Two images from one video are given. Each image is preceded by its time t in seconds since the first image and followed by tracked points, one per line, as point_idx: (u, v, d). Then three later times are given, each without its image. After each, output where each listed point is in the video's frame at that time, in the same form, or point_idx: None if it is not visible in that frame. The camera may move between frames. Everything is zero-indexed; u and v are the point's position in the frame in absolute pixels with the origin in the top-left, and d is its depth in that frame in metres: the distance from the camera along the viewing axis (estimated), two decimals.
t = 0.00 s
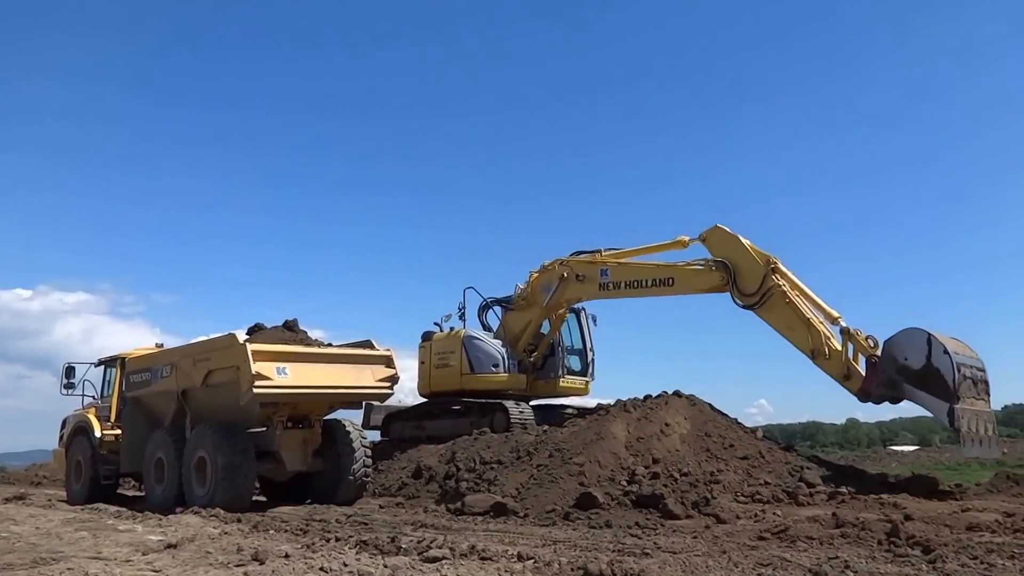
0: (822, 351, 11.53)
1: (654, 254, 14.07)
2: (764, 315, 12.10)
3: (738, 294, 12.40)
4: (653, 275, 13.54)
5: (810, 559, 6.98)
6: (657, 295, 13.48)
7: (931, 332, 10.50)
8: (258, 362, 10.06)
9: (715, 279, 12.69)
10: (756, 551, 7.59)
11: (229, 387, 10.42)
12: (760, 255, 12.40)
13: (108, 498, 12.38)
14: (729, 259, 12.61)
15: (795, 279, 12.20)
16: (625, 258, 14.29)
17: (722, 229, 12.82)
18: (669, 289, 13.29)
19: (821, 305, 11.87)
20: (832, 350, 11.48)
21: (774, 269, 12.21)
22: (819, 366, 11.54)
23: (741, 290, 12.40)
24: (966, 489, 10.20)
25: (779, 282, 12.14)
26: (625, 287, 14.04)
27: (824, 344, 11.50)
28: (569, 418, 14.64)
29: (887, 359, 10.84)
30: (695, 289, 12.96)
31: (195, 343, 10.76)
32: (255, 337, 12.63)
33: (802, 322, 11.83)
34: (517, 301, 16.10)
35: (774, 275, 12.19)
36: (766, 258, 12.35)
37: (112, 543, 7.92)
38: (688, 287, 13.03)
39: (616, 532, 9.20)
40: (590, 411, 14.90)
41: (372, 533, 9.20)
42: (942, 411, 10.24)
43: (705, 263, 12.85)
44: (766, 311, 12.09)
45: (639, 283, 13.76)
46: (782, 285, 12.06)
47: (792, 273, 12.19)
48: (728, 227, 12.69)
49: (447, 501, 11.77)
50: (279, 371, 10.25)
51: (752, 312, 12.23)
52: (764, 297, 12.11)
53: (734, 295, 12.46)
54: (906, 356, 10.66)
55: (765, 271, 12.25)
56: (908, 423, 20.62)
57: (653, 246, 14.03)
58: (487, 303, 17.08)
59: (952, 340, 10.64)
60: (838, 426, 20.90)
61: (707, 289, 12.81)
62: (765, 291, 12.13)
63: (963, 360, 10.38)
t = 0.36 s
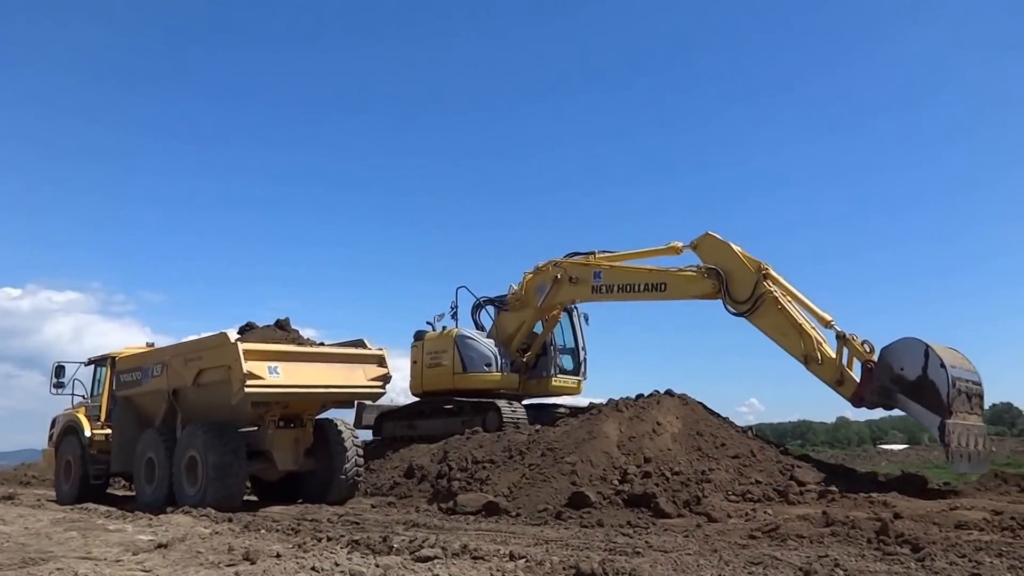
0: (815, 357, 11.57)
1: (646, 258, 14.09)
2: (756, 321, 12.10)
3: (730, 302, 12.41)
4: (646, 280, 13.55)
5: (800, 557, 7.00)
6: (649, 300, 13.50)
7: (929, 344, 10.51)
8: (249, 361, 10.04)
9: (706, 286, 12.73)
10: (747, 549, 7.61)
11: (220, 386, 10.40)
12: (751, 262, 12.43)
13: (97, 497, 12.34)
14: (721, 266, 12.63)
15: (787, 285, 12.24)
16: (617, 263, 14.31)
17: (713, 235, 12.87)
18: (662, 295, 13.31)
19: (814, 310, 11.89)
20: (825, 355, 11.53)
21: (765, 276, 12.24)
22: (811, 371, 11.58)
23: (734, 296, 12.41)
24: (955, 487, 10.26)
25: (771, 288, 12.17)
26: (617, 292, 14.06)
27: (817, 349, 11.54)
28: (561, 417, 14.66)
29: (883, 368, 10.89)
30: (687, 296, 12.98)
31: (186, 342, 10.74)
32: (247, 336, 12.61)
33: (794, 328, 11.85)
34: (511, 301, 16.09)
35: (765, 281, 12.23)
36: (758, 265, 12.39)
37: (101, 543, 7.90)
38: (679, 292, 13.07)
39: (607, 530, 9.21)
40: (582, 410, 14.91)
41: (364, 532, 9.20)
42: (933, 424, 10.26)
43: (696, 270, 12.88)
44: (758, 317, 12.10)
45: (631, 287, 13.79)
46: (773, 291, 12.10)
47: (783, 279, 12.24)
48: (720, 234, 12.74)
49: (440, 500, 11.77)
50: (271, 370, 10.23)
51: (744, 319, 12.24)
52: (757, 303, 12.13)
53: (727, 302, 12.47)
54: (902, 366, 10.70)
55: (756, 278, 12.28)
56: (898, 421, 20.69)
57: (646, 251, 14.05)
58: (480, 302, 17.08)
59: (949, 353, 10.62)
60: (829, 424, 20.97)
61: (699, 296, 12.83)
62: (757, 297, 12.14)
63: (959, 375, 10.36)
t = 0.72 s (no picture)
0: (810, 360, 11.61)
1: (645, 259, 14.07)
2: (752, 323, 12.11)
3: (727, 303, 12.40)
4: (643, 281, 13.55)
5: (795, 556, 6.99)
6: (646, 301, 13.50)
7: (927, 358, 10.45)
8: (246, 360, 10.02)
9: (703, 287, 12.70)
10: (743, 548, 7.60)
11: (216, 386, 10.38)
12: (748, 263, 12.43)
13: (92, 497, 12.32)
14: (718, 267, 12.62)
15: (784, 287, 12.25)
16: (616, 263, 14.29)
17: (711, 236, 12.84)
18: (659, 295, 13.31)
19: (810, 312, 11.90)
20: (820, 359, 11.58)
21: (762, 278, 12.24)
22: (806, 374, 11.63)
23: (729, 298, 12.41)
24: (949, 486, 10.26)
25: (767, 290, 12.18)
26: (615, 293, 14.05)
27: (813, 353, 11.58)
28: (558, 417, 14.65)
29: (878, 378, 10.83)
30: (683, 297, 12.97)
31: (181, 341, 10.72)
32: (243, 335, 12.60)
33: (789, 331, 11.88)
34: (509, 301, 16.08)
35: (762, 283, 12.23)
36: (755, 266, 12.39)
37: (96, 543, 7.88)
38: (676, 293, 13.05)
39: (604, 529, 9.20)
40: (579, 409, 14.91)
41: (360, 532, 9.19)
42: (922, 439, 10.26)
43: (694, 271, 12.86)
44: (754, 319, 12.11)
45: (629, 288, 13.77)
46: (770, 293, 12.10)
47: (780, 281, 12.24)
48: (718, 236, 12.71)
49: (436, 499, 11.76)
50: (268, 370, 10.21)
51: (740, 321, 12.25)
52: (753, 305, 12.12)
53: (723, 304, 12.45)
54: (897, 378, 10.65)
55: (754, 279, 12.26)
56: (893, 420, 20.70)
57: (644, 252, 14.04)
58: (477, 301, 17.08)
59: (945, 368, 10.58)
60: (825, 423, 20.98)
61: (695, 297, 12.82)
62: (754, 299, 12.13)
63: (953, 392, 10.33)
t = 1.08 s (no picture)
0: (808, 361, 11.57)
1: (646, 259, 14.04)
2: (752, 323, 12.08)
3: (727, 303, 12.37)
4: (644, 280, 13.52)
5: (795, 554, 6.96)
6: (647, 301, 13.48)
7: (924, 365, 10.41)
8: (246, 360, 10.00)
9: (705, 286, 12.67)
10: (743, 546, 7.57)
11: (215, 385, 10.37)
12: (750, 263, 12.38)
13: (90, 497, 12.31)
14: (720, 267, 12.58)
15: (784, 287, 12.20)
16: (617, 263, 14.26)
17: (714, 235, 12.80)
18: (660, 295, 13.28)
19: (810, 313, 11.85)
20: (818, 360, 11.54)
21: (763, 278, 12.19)
22: (804, 375, 11.60)
23: (730, 298, 12.37)
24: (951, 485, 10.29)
25: (768, 290, 12.13)
26: (617, 293, 14.02)
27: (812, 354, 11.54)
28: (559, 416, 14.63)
29: (875, 383, 10.78)
30: (684, 296, 12.94)
31: (180, 341, 10.71)
32: (243, 335, 12.59)
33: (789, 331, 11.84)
34: (511, 301, 16.05)
35: (763, 283, 12.19)
36: (756, 266, 12.34)
37: (95, 544, 7.87)
38: (677, 292, 13.02)
39: (604, 528, 9.17)
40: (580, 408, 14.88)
41: (360, 531, 9.17)
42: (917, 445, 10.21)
43: (695, 270, 12.83)
44: (754, 319, 12.07)
45: (630, 288, 13.74)
46: (771, 293, 12.06)
47: (781, 281, 12.19)
48: (720, 235, 12.67)
49: (437, 499, 11.73)
50: (268, 369, 10.19)
51: (740, 320, 12.22)
52: (754, 305, 12.09)
53: (724, 304, 12.42)
54: (894, 383, 10.61)
55: (754, 279, 12.22)
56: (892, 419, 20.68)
57: (645, 251, 14.00)
58: (478, 300, 17.05)
59: (942, 375, 10.54)
60: (825, 422, 20.95)
61: (697, 296, 12.78)
62: (755, 299, 12.09)
63: (949, 399, 10.29)
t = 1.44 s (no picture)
0: (805, 358, 11.59)
1: (645, 253, 14.03)
2: (750, 318, 12.09)
3: (726, 297, 12.38)
4: (643, 275, 13.53)
5: (795, 553, 6.96)
6: (645, 295, 13.48)
7: (921, 366, 10.41)
8: (246, 359, 10.00)
9: (704, 279, 12.67)
10: (743, 545, 7.59)
11: (216, 384, 10.38)
12: (749, 258, 12.38)
13: (92, 496, 12.32)
14: (719, 261, 12.58)
15: (783, 284, 12.21)
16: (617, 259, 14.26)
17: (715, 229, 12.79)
18: (659, 289, 13.29)
19: (808, 310, 11.84)
20: (815, 357, 11.55)
21: (762, 273, 12.19)
22: (799, 372, 11.62)
23: (728, 292, 12.38)
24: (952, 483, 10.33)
25: (766, 286, 12.13)
26: (616, 289, 14.02)
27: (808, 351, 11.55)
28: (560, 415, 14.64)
29: (870, 382, 10.79)
30: (683, 291, 12.94)
31: (181, 340, 10.71)
32: (243, 334, 12.59)
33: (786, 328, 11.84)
34: (511, 299, 16.05)
35: (761, 278, 12.18)
36: (755, 261, 12.34)
37: (96, 543, 7.88)
38: (677, 287, 13.02)
39: (605, 527, 9.18)
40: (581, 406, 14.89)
41: (361, 530, 9.17)
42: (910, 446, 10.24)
43: (695, 264, 12.84)
44: (752, 314, 12.09)
45: (629, 283, 13.75)
46: (770, 289, 12.06)
47: (780, 277, 12.20)
48: (721, 228, 12.67)
49: (438, 498, 11.74)
50: (269, 368, 10.20)
51: (738, 315, 12.23)
52: (752, 300, 12.09)
53: (722, 299, 12.43)
54: (889, 383, 10.61)
55: (754, 274, 12.22)
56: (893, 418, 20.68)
57: (644, 246, 14.01)
58: (479, 299, 17.05)
59: (938, 376, 10.55)
60: (826, 420, 20.95)
61: (697, 291, 12.78)
62: (753, 295, 12.09)
63: (944, 400, 10.29)
